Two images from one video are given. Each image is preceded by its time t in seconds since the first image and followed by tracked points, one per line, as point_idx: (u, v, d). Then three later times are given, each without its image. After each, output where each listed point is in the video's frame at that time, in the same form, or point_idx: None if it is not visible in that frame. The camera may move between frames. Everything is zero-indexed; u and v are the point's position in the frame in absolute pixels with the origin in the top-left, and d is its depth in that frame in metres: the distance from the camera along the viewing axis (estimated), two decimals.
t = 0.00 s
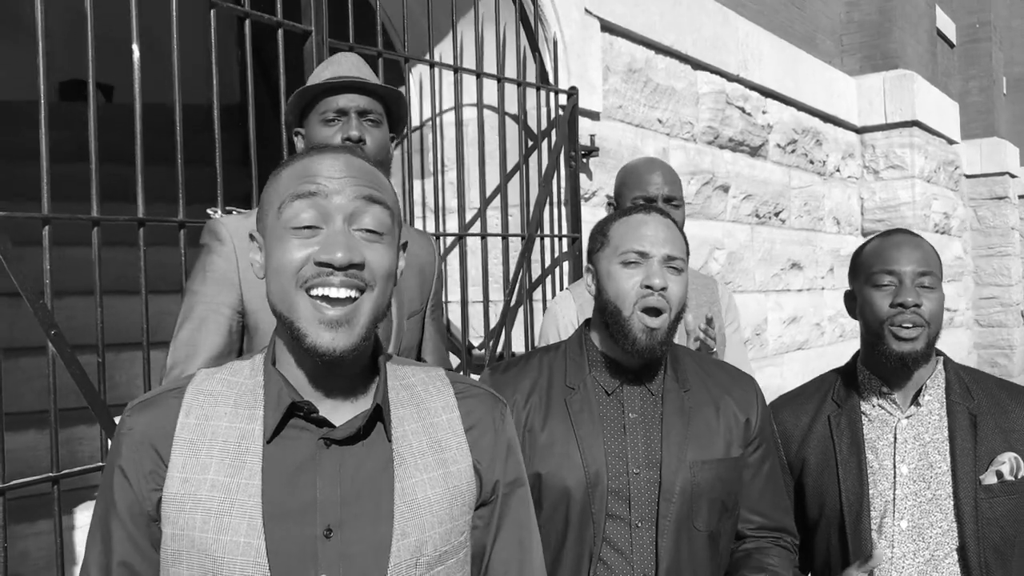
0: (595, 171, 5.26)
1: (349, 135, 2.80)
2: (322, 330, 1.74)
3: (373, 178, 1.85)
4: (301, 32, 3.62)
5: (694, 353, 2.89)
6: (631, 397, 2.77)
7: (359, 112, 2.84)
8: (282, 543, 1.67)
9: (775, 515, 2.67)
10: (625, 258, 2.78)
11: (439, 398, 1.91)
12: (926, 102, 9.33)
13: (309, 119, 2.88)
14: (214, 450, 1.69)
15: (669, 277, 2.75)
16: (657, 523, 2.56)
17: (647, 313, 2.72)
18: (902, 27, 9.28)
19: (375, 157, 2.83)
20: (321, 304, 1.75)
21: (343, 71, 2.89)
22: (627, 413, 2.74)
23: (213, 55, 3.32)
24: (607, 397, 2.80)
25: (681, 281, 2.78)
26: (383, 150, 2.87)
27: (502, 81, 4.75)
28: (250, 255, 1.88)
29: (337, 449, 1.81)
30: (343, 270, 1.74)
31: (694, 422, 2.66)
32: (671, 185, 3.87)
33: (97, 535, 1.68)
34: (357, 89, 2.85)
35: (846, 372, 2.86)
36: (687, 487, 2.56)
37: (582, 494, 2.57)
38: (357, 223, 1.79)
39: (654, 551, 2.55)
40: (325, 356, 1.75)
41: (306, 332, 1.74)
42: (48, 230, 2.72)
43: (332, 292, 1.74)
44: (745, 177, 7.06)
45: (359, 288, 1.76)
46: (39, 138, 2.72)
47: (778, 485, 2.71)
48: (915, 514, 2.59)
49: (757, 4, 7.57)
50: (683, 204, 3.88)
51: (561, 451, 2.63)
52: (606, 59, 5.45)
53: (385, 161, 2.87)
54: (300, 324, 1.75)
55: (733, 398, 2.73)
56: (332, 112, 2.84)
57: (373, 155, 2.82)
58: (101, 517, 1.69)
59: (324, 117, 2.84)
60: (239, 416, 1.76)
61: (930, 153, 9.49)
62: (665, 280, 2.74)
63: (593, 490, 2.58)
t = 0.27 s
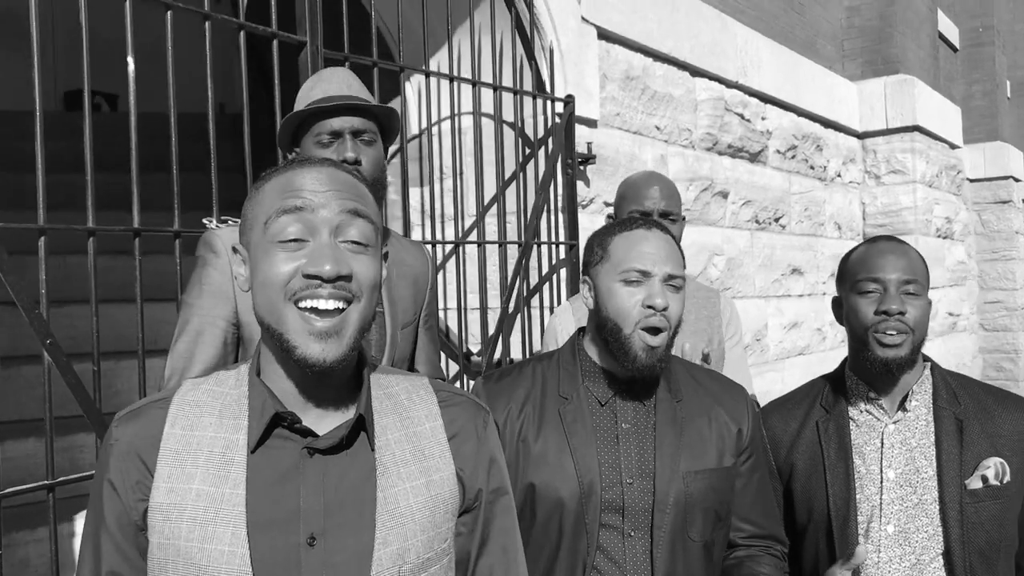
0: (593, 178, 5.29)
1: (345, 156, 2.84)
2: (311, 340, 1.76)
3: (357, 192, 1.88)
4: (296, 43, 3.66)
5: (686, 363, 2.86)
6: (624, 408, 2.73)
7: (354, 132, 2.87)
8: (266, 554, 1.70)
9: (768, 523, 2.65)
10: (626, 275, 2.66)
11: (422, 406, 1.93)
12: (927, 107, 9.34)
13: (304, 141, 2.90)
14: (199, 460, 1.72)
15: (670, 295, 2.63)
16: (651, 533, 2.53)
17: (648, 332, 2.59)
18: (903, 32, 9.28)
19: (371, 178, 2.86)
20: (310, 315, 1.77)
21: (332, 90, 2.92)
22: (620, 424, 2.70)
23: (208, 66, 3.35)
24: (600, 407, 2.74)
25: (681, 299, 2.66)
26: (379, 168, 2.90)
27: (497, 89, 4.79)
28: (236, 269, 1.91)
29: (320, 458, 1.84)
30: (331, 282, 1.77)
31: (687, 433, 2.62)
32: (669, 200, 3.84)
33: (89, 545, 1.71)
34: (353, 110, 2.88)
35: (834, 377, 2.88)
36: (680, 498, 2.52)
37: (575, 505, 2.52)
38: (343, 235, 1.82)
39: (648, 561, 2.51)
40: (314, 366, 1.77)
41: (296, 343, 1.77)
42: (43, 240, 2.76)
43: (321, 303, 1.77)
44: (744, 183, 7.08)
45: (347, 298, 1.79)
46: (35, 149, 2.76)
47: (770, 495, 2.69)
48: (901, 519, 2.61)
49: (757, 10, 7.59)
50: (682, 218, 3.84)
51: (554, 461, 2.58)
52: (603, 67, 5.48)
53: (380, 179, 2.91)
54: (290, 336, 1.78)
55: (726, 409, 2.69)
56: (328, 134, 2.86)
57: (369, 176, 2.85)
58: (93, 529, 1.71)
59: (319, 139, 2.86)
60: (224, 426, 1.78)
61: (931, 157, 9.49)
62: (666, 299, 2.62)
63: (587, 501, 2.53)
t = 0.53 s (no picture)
0: (587, 183, 5.30)
1: (331, 162, 2.83)
2: (292, 344, 1.78)
3: (335, 200, 1.91)
4: (288, 50, 3.69)
5: (673, 368, 2.84)
6: (610, 412, 2.72)
7: (340, 137, 2.88)
8: (246, 560, 1.71)
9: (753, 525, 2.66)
10: (621, 291, 2.61)
11: (404, 413, 1.94)
12: (927, 109, 9.33)
13: (291, 147, 2.92)
14: (180, 466, 1.72)
15: (663, 309, 2.61)
16: (636, 535, 2.53)
17: (643, 347, 2.57)
18: (903, 34, 9.28)
19: (356, 184, 2.85)
20: (290, 318, 1.78)
21: (321, 95, 2.94)
22: (606, 427, 2.69)
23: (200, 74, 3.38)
24: (586, 413, 2.73)
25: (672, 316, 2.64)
26: (365, 174, 2.91)
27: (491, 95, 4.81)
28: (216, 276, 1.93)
29: (301, 465, 1.84)
30: (310, 287, 1.79)
31: (672, 437, 2.62)
32: (663, 204, 3.86)
33: (70, 551, 1.71)
34: (341, 116, 2.89)
35: (819, 382, 2.90)
36: (665, 501, 2.52)
37: (561, 509, 2.53)
38: (321, 241, 1.84)
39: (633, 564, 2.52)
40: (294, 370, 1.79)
41: (276, 347, 1.78)
42: (33, 248, 2.79)
43: (301, 307, 1.78)
44: (741, 186, 7.09)
45: (326, 303, 1.81)
46: (25, 158, 2.80)
47: (756, 499, 2.69)
48: (884, 521, 2.63)
49: (754, 13, 7.60)
50: (675, 224, 3.87)
51: (540, 466, 2.59)
52: (598, 71, 5.50)
53: (367, 185, 2.91)
54: (270, 340, 1.79)
55: (712, 413, 2.69)
56: (314, 139, 2.87)
57: (355, 181, 2.85)
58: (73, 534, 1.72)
59: (305, 144, 2.88)
60: (205, 433, 1.78)
61: (932, 159, 9.48)
62: (660, 315, 2.60)
63: (572, 504, 2.54)
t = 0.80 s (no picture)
0: (583, 183, 5.30)
1: (318, 162, 2.87)
2: (268, 347, 1.77)
3: (314, 204, 1.91)
4: (279, 53, 3.70)
5: (661, 367, 2.72)
6: (599, 414, 2.58)
7: (327, 138, 2.92)
8: (224, 559, 1.71)
9: (744, 525, 2.54)
10: (601, 290, 2.56)
11: (382, 413, 1.92)
12: (928, 107, 9.31)
13: (279, 146, 2.95)
14: (160, 466, 1.71)
15: (646, 308, 2.55)
16: (623, 536, 2.40)
17: (626, 347, 2.51)
18: (903, 33, 9.26)
19: (344, 184, 2.92)
20: (266, 322, 1.78)
21: (309, 96, 2.97)
22: (595, 428, 2.56)
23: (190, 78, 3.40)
24: (576, 414, 2.59)
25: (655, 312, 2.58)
26: (352, 174, 2.95)
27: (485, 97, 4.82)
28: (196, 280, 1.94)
29: (280, 466, 1.83)
30: (286, 290, 1.78)
31: (662, 437, 2.49)
32: (653, 199, 3.85)
33: (47, 551, 1.70)
34: (328, 117, 2.92)
35: (805, 383, 2.91)
36: (653, 502, 2.39)
37: (548, 510, 2.40)
38: (298, 245, 1.84)
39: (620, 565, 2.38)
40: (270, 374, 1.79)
41: (252, 351, 1.78)
42: (22, 252, 2.82)
43: (276, 311, 1.78)
44: (740, 186, 7.08)
45: (302, 306, 1.80)
46: (13, 163, 2.82)
47: (748, 499, 2.57)
48: (870, 522, 2.64)
49: (753, 13, 7.59)
50: (664, 219, 3.87)
51: (529, 467, 2.45)
52: (594, 72, 5.51)
53: (354, 184, 2.95)
54: (245, 344, 1.79)
55: (702, 412, 2.56)
56: (301, 139, 2.90)
57: (343, 181, 2.91)
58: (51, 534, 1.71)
59: (293, 144, 2.91)
60: (185, 434, 1.77)
61: (933, 158, 9.45)
62: (642, 313, 2.53)
63: (560, 505, 2.41)
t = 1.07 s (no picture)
0: (583, 184, 5.29)
1: (306, 162, 2.88)
2: (245, 350, 1.78)
3: (292, 207, 1.91)
4: (273, 55, 3.72)
5: (651, 367, 2.66)
6: (588, 418, 2.57)
7: (315, 138, 2.93)
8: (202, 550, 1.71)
9: (737, 531, 2.48)
10: (568, 286, 2.56)
11: (360, 405, 1.88)
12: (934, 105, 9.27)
13: (268, 147, 2.96)
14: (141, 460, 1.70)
15: (614, 304, 2.54)
16: (612, 539, 2.37)
17: (592, 341, 2.51)
18: (908, 30, 9.22)
19: (333, 184, 2.92)
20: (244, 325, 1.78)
21: (298, 96, 2.98)
22: (584, 430, 2.55)
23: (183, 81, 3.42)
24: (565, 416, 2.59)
25: (628, 306, 2.56)
26: (341, 173, 2.96)
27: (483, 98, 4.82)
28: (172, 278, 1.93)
29: (260, 457, 1.83)
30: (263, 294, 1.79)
31: (652, 441, 2.45)
32: (643, 191, 3.86)
33: (26, 544, 1.67)
34: (316, 116, 2.93)
35: (795, 385, 2.94)
36: (641, 507, 2.36)
37: (537, 513, 2.38)
38: (275, 249, 1.85)
39: (607, 568, 2.35)
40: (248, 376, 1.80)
41: (231, 353, 1.78)
42: (14, 256, 2.84)
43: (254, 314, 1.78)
44: (742, 185, 7.06)
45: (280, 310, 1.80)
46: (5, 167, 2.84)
47: (742, 502, 2.52)
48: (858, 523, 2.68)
49: (755, 12, 7.57)
50: (655, 210, 3.89)
51: (517, 468, 2.43)
52: (592, 72, 5.50)
53: (342, 184, 2.96)
54: (224, 347, 1.79)
55: (694, 415, 2.52)
56: (289, 139, 2.91)
57: (332, 181, 2.91)
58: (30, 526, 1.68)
59: (281, 144, 2.92)
60: (166, 427, 1.75)
61: (938, 156, 9.41)
62: (607, 309, 2.53)
63: (548, 508, 2.38)
